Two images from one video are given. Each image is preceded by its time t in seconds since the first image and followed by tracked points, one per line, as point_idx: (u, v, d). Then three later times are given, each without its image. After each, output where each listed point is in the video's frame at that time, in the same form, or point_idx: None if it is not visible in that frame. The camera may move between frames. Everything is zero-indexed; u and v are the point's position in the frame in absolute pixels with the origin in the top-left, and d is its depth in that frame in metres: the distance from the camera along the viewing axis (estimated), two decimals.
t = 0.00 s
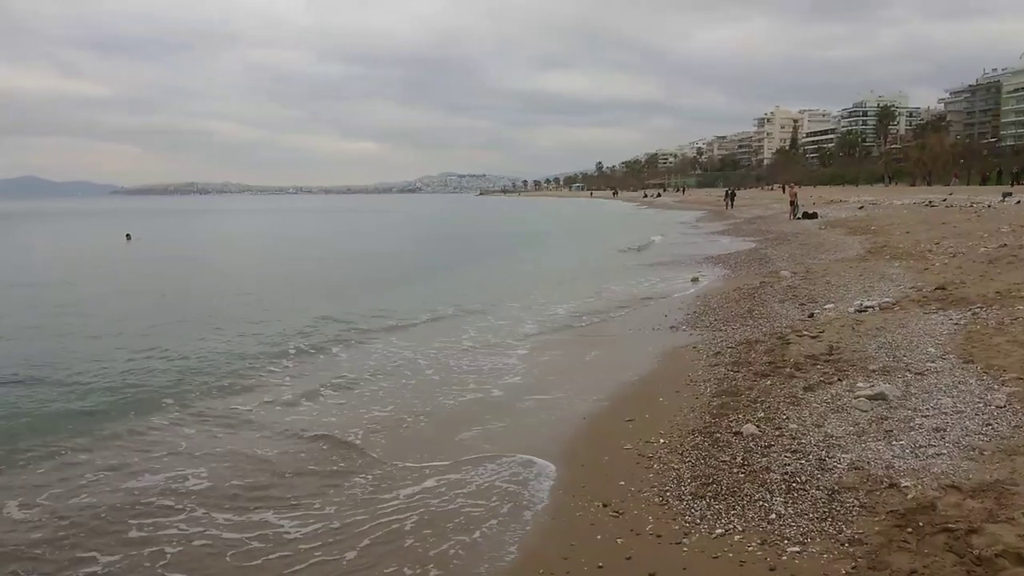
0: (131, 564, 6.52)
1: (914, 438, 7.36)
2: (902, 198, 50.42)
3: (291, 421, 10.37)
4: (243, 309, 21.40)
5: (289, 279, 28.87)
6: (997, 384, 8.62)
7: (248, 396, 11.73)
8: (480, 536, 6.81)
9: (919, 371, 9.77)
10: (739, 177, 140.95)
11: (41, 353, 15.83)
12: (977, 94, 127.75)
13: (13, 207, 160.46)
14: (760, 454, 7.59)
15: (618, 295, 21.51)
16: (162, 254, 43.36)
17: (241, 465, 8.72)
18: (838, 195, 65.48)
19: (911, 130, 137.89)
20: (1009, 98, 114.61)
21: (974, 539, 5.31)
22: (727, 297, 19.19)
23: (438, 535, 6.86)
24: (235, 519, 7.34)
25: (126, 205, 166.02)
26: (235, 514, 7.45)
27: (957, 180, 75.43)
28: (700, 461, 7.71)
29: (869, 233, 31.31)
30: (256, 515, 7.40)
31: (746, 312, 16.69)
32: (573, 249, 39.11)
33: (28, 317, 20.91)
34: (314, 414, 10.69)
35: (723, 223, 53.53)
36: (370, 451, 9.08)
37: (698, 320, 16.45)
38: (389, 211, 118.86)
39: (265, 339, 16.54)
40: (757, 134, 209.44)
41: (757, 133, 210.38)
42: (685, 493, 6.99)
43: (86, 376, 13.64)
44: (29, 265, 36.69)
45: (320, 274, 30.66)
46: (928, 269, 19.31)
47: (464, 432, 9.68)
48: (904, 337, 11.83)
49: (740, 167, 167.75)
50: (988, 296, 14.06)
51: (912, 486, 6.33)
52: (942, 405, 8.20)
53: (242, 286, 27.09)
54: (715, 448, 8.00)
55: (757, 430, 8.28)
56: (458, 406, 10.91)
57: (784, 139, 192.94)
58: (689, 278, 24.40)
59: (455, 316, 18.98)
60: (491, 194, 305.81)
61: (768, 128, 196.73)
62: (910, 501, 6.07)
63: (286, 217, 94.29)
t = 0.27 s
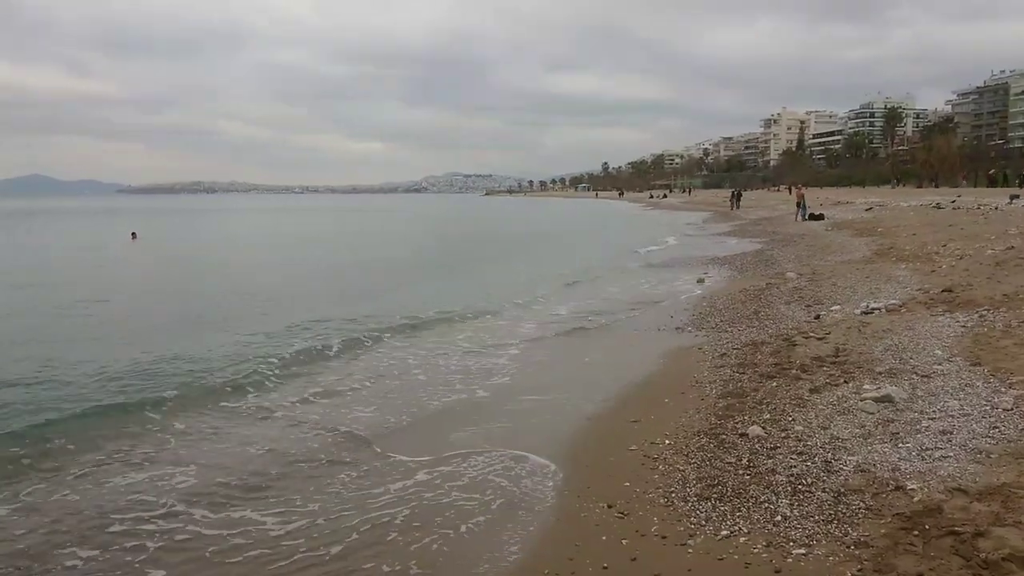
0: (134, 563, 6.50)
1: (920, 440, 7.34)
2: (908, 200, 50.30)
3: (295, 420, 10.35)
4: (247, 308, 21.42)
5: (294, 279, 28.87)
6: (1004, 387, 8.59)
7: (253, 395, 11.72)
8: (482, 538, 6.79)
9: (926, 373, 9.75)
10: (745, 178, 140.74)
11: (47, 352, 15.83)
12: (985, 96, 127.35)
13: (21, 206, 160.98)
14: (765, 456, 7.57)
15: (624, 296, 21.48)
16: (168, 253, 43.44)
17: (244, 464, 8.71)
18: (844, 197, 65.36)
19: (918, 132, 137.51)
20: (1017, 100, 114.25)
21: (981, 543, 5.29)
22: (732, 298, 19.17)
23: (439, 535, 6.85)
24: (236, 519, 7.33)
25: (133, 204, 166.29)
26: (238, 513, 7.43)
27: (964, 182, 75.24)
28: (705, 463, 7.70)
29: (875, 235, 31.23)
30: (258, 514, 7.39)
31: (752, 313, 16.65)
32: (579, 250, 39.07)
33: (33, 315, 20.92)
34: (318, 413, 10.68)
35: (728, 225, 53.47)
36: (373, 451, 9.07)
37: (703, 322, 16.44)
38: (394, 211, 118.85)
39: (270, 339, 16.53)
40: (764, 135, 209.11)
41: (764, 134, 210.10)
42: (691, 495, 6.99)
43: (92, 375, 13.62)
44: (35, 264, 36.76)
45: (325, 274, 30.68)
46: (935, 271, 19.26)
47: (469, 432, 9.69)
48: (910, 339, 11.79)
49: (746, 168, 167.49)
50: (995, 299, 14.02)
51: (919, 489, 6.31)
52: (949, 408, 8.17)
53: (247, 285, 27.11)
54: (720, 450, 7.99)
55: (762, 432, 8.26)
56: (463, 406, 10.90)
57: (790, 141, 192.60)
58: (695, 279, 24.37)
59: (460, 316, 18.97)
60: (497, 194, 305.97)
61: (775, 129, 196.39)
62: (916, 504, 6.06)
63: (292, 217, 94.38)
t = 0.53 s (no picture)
0: (135, 563, 6.50)
1: (924, 442, 7.33)
2: (913, 201, 50.24)
3: (299, 421, 10.35)
4: (252, 308, 21.43)
5: (298, 279, 28.87)
6: (1008, 389, 8.58)
7: (257, 396, 11.72)
8: (482, 538, 6.79)
9: (929, 375, 9.73)
10: (748, 179, 140.60)
11: (50, 352, 15.84)
12: (989, 97, 127.13)
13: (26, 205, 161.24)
14: (768, 457, 7.57)
15: (628, 296, 21.45)
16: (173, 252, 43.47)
17: (247, 465, 8.71)
18: (848, 198, 65.27)
19: (922, 133, 137.29)
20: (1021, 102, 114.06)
21: (985, 545, 5.27)
22: (736, 299, 19.17)
23: (439, 536, 6.86)
24: (239, 519, 7.32)
25: (137, 204, 166.43)
26: (240, 514, 7.44)
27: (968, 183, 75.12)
28: (708, 464, 7.70)
29: (879, 236, 31.23)
30: (260, 515, 7.39)
31: (756, 315, 16.63)
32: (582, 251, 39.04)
33: (37, 315, 20.93)
34: (322, 414, 10.68)
35: (732, 225, 53.42)
36: (377, 452, 9.07)
37: (707, 322, 16.44)
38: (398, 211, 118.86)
39: (274, 339, 16.55)
40: (768, 135, 208.92)
41: (767, 135, 209.91)
42: (694, 495, 6.98)
43: (95, 375, 13.63)
44: (40, 263, 36.80)
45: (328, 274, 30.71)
46: (939, 272, 19.24)
47: (475, 433, 9.72)
48: (914, 341, 11.76)
49: (750, 169, 167.35)
50: (999, 300, 13.99)
51: (922, 490, 6.30)
52: (953, 410, 8.16)
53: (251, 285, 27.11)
54: (724, 451, 7.98)
55: (766, 433, 8.26)
56: (468, 407, 10.89)
57: (794, 142, 192.40)
58: (698, 280, 24.36)
59: (465, 316, 18.94)
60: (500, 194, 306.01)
61: (779, 130, 196.18)
62: (920, 505, 6.05)
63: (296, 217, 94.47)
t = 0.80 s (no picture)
0: (134, 562, 6.51)
1: (924, 444, 7.33)
2: (914, 203, 50.23)
3: (299, 422, 10.33)
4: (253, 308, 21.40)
5: (299, 279, 28.87)
6: (1009, 392, 8.57)
7: (257, 396, 11.71)
8: (481, 539, 6.79)
9: (930, 377, 9.72)
10: (750, 180, 140.59)
11: (52, 351, 15.84)
12: (991, 99, 127.09)
13: (25, 204, 161.45)
14: (769, 458, 7.57)
15: (630, 297, 21.42)
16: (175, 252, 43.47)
17: (246, 466, 8.69)
18: (849, 199, 65.26)
19: (924, 134, 137.28)
20: None
21: (985, 547, 5.27)
22: (737, 300, 19.17)
23: (439, 536, 6.87)
24: (238, 519, 7.32)
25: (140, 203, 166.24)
26: (239, 514, 7.43)
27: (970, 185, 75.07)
28: (709, 465, 7.70)
29: (880, 237, 31.20)
30: (259, 515, 7.39)
31: (757, 316, 16.62)
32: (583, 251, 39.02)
33: (38, 314, 20.94)
34: (322, 414, 10.66)
35: (734, 227, 53.43)
36: (381, 451, 9.10)
37: (707, 323, 16.46)
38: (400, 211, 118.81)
39: (275, 339, 16.55)
40: (769, 136, 208.85)
41: (769, 136, 209.90)
42: (694, 497, 6.98)
43: (96, 374, 13.62)
44: (41, 263, 36.79)
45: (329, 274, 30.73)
46: (940, 274, 19.24)
47: (477, 433, 9.73)
48: (915, 343, 11.76)
49: (752, 171, 167.32)
50: (1000, 303, 13.99)
51: (922, 492, 6.30)
52: (953, 412, 8.16)
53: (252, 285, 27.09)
54: (725, 452, 7.98)
55: (766, 434, 8.26)
56: (469, 408, 10.89)
57: (796, 143, 192.40)
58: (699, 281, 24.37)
59: (467, 317, 18.88)
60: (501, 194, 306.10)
61: (780, 131, 196.02)
62: (920, 507, 6.04)
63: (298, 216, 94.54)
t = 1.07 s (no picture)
0: (128, 562, 6.49)
1: (922, 445, 7.33)
2: (913, 205, 50.31)
3: (296, 421, 10.32)
4: (251, 308, 21.37)
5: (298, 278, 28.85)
6: (1007, 393, 8.57)
7: (254, 395, 11.69)
8: (477, 539, 6.78)
9: (928, 378, 9.73)
10: (749, 181, 140.67)
11: (49, 350, 15.80)
12: (990, 101, 127.31)
13: (23, 203, 161.21)
14: (767, 459, 7.56)
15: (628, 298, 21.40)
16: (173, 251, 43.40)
17: (242, 465, 8.68)
18: (847, 200, 65.34)
19: (922, 136, 137.46)
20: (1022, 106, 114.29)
21: (983, 548, 5.27)
22: (735, 301, 19.19)
23: (437, 535, 6.87)
24: (233, 518, 7.30)
25: (139, 202, 166.08)
26: (235, 513, 7.41)
27: (968, 186, 75.19)
28: (707, 465, 7.70)
29: (878, 239, 31.25)
30: (254, 513, 7.38)
31: (755, 317, 16.63)
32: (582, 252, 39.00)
33: (36, 313, 20.88)
34: (319, 414, 10.66)
35: (732, 227, 53.50)
36: (377, 450, 9.09)
37: (706, 324, 16.47)
38: (399, 211, 118.80)
39: (273, 338, 16.54)
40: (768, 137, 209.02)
41: (767, 137, 210.11)
42: (692, 497, 6.98)
43: (94, 373, 13.59)
44: (39, 261, 36.76)
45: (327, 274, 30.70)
46: (938, 276, 19.27)
47: (473, 433, 9.73)
48: (913, 344, 11.76)
49: (751, 172, 167.47)
50: (998, 304, 14.00)
51: (921, 493, 6.30)
52: (951, 413, 8.16)
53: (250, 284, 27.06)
54: (722, 453, 7.99)
55: (764, 435, 8.26)
56: (466, 407, 10.89)
57: (794, 144, 192.59)
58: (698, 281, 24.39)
59: (466, 317, 18.86)
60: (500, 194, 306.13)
61: (779, 132, 196.19)
62: (918, 509, 6.04)
63: (298, 216, 94.54)
